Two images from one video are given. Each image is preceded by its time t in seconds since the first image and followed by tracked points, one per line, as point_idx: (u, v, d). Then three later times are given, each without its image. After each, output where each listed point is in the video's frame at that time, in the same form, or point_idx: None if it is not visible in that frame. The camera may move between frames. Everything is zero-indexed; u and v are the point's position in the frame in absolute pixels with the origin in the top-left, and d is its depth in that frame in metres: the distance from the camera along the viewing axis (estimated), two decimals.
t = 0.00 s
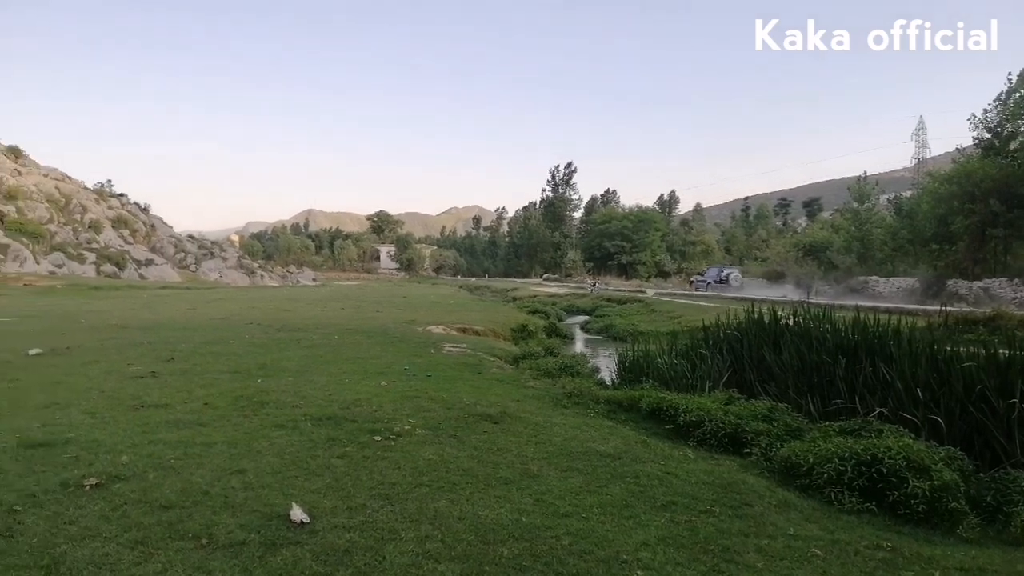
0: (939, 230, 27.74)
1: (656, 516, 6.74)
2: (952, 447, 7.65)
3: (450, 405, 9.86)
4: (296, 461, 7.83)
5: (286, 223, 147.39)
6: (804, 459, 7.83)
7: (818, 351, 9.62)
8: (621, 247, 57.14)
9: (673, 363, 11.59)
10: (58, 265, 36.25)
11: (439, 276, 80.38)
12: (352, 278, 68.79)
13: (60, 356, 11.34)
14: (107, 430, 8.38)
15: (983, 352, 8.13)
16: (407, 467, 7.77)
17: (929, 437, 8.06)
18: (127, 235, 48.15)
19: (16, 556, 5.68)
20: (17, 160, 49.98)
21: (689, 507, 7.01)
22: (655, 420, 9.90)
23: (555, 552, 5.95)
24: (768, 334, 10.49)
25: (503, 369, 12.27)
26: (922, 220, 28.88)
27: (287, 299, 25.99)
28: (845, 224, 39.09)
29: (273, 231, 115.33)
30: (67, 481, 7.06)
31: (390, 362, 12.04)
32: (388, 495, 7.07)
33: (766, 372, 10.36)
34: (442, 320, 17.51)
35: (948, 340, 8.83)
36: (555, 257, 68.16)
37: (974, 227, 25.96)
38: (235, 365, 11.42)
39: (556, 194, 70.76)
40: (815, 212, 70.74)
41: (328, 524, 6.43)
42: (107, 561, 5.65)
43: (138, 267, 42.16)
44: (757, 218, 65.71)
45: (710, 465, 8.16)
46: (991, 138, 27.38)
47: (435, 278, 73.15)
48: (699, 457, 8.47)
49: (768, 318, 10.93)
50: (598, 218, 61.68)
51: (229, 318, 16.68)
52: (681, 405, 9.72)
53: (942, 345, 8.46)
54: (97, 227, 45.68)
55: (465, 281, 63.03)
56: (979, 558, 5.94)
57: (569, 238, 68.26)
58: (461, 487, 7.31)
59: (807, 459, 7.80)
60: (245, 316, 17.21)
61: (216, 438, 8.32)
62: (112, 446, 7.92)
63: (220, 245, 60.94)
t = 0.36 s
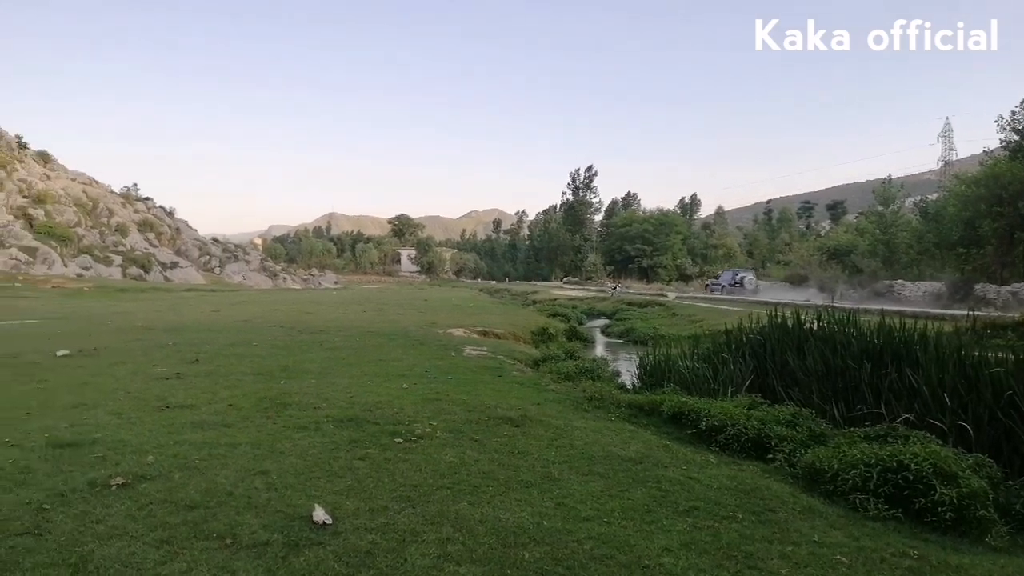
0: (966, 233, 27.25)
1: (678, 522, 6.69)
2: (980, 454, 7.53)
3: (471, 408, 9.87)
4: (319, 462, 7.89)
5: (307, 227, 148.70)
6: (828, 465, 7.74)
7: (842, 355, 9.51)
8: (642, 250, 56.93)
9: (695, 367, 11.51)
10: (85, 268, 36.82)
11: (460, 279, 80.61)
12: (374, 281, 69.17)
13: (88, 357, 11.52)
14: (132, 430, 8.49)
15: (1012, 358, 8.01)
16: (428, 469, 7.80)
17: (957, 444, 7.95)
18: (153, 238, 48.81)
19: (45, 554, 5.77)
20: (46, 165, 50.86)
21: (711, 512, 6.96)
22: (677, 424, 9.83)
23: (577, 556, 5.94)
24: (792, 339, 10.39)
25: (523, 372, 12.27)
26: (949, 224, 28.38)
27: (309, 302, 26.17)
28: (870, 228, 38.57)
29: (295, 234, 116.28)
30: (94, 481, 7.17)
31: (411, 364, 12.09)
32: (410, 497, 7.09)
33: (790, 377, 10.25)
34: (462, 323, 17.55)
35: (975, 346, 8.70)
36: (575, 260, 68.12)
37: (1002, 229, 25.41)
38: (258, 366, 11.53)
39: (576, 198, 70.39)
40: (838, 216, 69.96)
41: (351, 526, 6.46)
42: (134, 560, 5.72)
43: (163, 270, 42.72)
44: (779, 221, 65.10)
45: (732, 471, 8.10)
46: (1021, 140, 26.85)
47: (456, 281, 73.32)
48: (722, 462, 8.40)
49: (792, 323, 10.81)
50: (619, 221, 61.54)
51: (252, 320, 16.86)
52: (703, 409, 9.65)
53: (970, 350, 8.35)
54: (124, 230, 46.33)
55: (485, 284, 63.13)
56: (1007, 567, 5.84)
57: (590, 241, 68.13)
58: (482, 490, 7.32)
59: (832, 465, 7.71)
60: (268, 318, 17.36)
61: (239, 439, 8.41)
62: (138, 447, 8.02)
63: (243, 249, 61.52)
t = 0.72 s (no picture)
0: (998, 238, 26.60)
1: (704, 530, 6.63)
2: (1015, 464, 7.38)
3: (495, 414, 9.88)
4: (345, 467, 7.94)
5: (333, 234, 150.06)
6: (857, 474, 7.62)
7: (871, 363, 9.38)
8: (666, 256, 56.59)
9: (721, 373, 11.40)
10: (116, 274, 37.48)
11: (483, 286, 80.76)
12: (397, 287, 69.42)
13: (119, 362, 11.73)
14: (162, 434, 8.62)
15: None
16: (452, 475, 7.81)
17: (990, 453, 7.81)
18: (182, 245, 49.57)
19: (78, 556, 5.87)
20: (78, 173, 51.92)
21: (738, 520, 6.89)
22: (703, 431, 9.75)
23: (602, 564, 5.91)
24: (819, 346, 10.26)
25: (547, 379, 12.25)
26: (981, 228, 27.70)
27: (335, 308, 26.40)
28: (898, 232, 37.88)
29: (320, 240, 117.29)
30: (125, 484, 7.29)
31: (435, 370, 12.13)
32: (435, 503, 7.12)
33: (817, 384, 10.13)
34: (486, 329, 17.58)
35: (1009, 352, 8.54)
36: (598, 266, 67.98)
37: None
38: (284, 372, 11.64)
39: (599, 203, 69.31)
40: (867, 220, 68.84)
41: (377, 531, 6.50)
42: (163, 564, 5.80)
43: (192, 276, 43.34)
44: (806, 226, 64.29)
45: (759, 479, 8.01)
46: None
47: (479, 287, 73.27)
48: (749, 470, 8.31)
49: (820, 329, 10.68)
50: (642, 227, 61.31)
51: (279, 326, 17.05)
52: (730, 416, 9.55)
53: (1003, 357, 8.19)
54: (154, 238, 47.11)
55: (508, 290, 63.19)
56: None
57: (613, 247, 67.89)
58: (506, 496, 7.32)
59: (861, 473, 7.60)
60: (295, 325, 17.55)
61: (267, 444, 8.50)
62: (167, 451, 8.14)
63: (271, 255, 62.25)
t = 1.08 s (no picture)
0: None
1: (727, 534, 6.58)
2: None
3: (516, 415, 9.89)
4: (367, 467, 8.00)
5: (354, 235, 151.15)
6: (884, 478, 7.51)
7: (897, 365, 9.25)
8: (688, 257, 56.33)
9: (743, 376, 11.30)
10: (143, 275, 38.08)
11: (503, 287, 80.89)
12: (417, 287, 72.22)
13: (145, 362, 11.90)
14: (187, 433, 8.73)
15: None
16: (474, 476, 7.83)
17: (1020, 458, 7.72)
18: (207, 246, 50.16)
19: (106, 553, 5.96)
20: (106, 176, 52.73)
21: (761, 524, 6.83)
22: (725, 434, 9.67)
23: (624, 566, 5.88)
24: (845, 348, 10.14)
25: (568, 380, 12.23)
26: (1010, 229, 27.09)
27: (357, 308, 26.60)
28: (923, 232, 37.25)
29: (343, 241, 117.93)
30: (152, 483, 7.39)
31: (456, 371, 12.16)
32: (456, 504, 7.13)
33: (842, 387, 10.00)
34: (506, 330, 17.59)
35: None
36: (620, 267, 67.81)
37: None
38: (307, 372, 11.73)
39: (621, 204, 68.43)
40: (893, 221, 67.82)
41: (399, 531, 6.52)
42: (189, 561, 5.87)
43: (217, 277, 43.90)
44: (831, 227, 63.57)
45: (783, 483, 7.93)
46: None
47: (500, 289, 73.38)
48: (773, 474, 8.23)
49: (844, 331, 10.56)
50: (664, 228, 61.06)
51: (301, 326, 17.22)
52: (753, 419, 9.47)
53: None
54: (180, 239, 47.76)
55: (529, 292, 63.21)
56: None
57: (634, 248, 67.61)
58: (528, 497, 7.32)
59: (887, 478, 7.49)
60: (316, 325, 17.69)
61: (290, 443, 8.57)
62: (192, 449, 8.24)
63: (294, 257, 62.79)
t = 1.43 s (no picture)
0: None
1: (761, 540, 6.49)
2: None
3: (546, 418, 9.87)
4: (398, 469, 8.05)
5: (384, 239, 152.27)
6: (922, 485, 7.36)
7: (936, 370, 9.08)
8: (719, 260, 55.72)
9: (777, 380, 11.16)
10: (179, 279, 38.79)
11: (533, 290, 80.85)
12: (447, 289, 76.21)
13: (181, 363, 12.12)
14: (222, 434, 8.87)
15: None
16: (504, 479, 7.83)
17: None
18: (241, 250, 50.93)
19: (144, 552, 6.08)
20: (143, 181, 53.83)
21: (795, 531, 6.73)
22: (758, 439, 9.55)
23: (655, 572, 5.84)
24: (881, 352, 9.97)
25: (597, 384, 12.17)
26: None
27: (387, 312, 26.78)
28: (962, 233, 36.31)
29: (374, 244, 118.88)
30: (189, 483, 7.52)
31: (485, 374, 12.17)
32: (486, 507, 7.14)
33: (878, 392, 9.83)
34: (535, 333, 17.57)
35: None
36: (649, 270, 67.81)
37: None
38: (338, 375, 11.84)
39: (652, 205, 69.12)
40: (931, 223, 66.28)
41: (430, 533, 6.55)
42: (225, 561, 5.95)
43: (251, 281, 44.52)
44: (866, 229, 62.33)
45: (818, 489, 7.81)
46: None
47: (529, 292, 73.32)
48: (807, 480, 8.11)
49: (880, 335, 10.38)
50: (695, 230, 60.50)
51: (332, 329, 17.36)
52: (787, 425, 9.33)
53: None
54: (214, 243, 48.54)
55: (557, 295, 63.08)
56: None
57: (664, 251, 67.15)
58: (558, 502, 7.31)
59: (926, 485, 7.33)
60: (347, 328, 17.81)
61: (322, 445, 8.66)
62: (227, 450, 8.38)
63: (325, 260, 63.42)
